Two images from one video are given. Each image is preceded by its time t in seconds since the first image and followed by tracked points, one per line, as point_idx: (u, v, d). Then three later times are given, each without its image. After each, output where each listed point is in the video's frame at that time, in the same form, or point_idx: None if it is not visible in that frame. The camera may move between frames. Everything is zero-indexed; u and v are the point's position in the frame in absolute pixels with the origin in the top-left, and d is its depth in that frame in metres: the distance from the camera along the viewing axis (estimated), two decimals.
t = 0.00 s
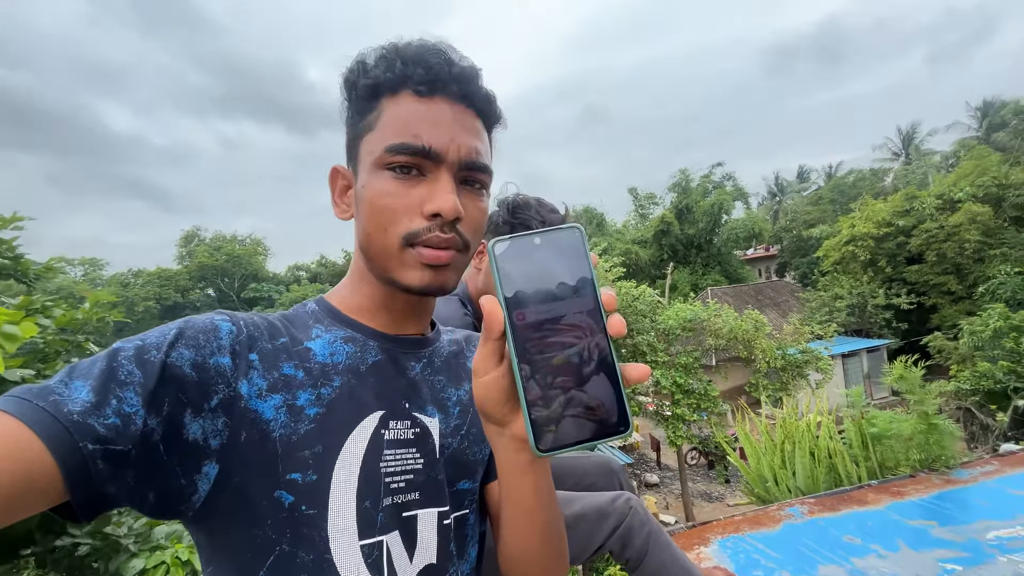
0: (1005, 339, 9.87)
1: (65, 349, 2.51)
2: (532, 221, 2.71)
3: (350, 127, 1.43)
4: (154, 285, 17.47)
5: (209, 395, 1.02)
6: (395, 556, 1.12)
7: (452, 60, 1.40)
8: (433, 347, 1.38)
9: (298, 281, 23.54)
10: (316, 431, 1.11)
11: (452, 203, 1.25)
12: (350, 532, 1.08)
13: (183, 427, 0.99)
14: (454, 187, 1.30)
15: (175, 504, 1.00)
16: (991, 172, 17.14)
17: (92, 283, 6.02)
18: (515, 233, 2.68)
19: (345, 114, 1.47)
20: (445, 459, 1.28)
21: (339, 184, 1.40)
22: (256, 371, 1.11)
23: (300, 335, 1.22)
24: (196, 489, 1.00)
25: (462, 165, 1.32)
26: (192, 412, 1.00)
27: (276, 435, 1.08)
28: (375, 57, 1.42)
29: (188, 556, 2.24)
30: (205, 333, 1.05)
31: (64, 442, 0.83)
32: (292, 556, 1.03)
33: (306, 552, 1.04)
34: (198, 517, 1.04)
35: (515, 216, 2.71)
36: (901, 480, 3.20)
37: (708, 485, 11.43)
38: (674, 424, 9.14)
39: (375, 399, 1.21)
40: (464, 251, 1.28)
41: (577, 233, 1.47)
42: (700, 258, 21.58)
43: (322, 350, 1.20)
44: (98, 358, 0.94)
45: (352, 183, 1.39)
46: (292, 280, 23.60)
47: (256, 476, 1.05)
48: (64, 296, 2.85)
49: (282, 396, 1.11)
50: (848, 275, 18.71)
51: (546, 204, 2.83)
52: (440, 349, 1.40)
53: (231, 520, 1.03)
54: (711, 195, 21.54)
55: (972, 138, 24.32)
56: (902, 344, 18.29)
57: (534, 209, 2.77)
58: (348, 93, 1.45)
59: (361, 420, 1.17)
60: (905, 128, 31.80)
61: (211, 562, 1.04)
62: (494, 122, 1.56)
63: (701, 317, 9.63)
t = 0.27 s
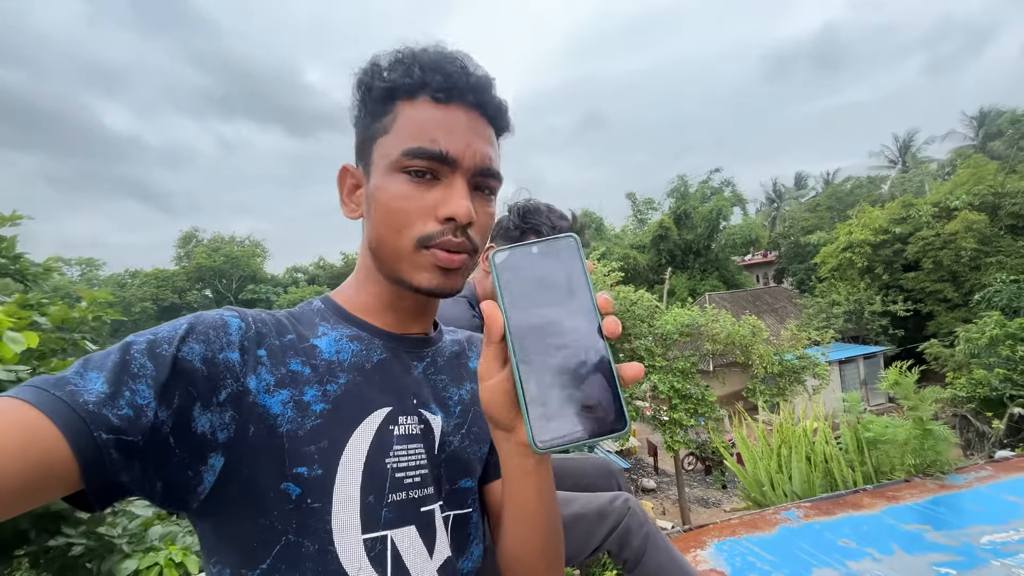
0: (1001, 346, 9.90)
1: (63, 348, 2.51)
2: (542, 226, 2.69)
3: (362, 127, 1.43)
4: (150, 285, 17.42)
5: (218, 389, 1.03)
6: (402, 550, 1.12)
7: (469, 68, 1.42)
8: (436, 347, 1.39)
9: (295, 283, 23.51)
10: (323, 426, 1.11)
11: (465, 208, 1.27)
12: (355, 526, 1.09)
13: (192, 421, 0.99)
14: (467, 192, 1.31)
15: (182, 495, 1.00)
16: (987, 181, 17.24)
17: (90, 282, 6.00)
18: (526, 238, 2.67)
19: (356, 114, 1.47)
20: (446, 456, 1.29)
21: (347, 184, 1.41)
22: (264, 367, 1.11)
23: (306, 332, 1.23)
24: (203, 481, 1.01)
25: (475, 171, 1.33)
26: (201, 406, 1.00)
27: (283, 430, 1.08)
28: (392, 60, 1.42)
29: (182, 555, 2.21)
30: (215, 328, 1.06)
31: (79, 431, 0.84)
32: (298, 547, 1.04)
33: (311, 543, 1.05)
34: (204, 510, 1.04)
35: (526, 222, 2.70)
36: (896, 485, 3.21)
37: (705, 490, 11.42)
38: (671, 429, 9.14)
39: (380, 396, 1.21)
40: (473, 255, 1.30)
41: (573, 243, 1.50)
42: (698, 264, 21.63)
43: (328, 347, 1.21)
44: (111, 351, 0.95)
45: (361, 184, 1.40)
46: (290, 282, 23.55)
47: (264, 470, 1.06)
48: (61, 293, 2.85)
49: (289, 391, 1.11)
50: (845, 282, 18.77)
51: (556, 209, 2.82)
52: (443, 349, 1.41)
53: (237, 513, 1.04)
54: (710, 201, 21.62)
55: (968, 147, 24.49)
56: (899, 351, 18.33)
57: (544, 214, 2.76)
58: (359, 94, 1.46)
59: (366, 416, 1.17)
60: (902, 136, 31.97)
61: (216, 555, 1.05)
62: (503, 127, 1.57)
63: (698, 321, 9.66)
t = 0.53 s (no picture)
0: (1001, 350, 9.89)
1: (63, 347, 2.54)
2: (549, 225, 2.69)
3: (390, 112, 1.35)
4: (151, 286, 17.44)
5: (217, 384, 1.03)
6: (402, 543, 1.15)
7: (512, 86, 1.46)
8: (436, 341, 1.40)
9: (297, 285, 23.59)
10: (323, 421, 1.12)
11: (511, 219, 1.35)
12: (357, 519, 1.10)
13: (192, 416, 1.00)
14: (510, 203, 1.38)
15: (183, 489, 1.02)
16: (988, 185, 17.25)
17: (91, 282, 6.02)
18: (533, 239, 2.65)
19: (386, 93, 1.37)
20: (445, 450, 1.30)
21: (375, 167, 1.31)
22: (263, 361, 1.11)
23: (306, 326, 1.23)
24: (204, 475, 1.02)
25: (515, 185, 1.41)
26: (200, 401, 1.01)
27: (283, 424, 1.09)
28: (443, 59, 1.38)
29: (180, 555, 2.33)
30: (213, 323, 1.07)
31: (74, 427, 0.85)
32: (299, 540, 1.06)
33: (311, 536, 1.06)
34: (204, 503, 1.06)
35: (534, 223, 2.68)
36: (895, 487, 3.22)
37: (705, 493, 11.41)
38: (671, 432, 9.15)
39: (380, 390, 1.22)
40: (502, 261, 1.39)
41: (677, 338, 1.51)
42: (699, 267, 21.65)
43: (329, 342, 1.21)
44: (108, 347, 0.96)
45: (392, 170, 1.32)
46: (291, 283, 23.60)
47: (264, 464, 1.06)
48: (62, 292, 2.87)
49: (289, 385, 1.12)
50: (845, 286, 18.76)
51: (563, 211, 2.81)
52: (444, 343, 1.42)
53: (239, 506, 1.05)
54: (710, 205, 21.66)
55: (969, 151, 24.52)
56: (899, 355, 18.33)
57: (551, 215, 2.76)
58: (399, 76, 1.36)
59: (367, 410, 1.18)
60: (902, 140, 32.00)
61: (219, 547, 1.07)
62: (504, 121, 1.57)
63: (698, 324, 9.66)
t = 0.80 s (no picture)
0: (999, 351, 9.89)
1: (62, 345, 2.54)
2: (539, 223, 2.68)
3: (393, 107, 1.35)
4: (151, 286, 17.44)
5: (206, 378, 1.04)
6: (393, 536, 1.17)
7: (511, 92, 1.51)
8: (427, 337, 1.41)
9: (297, 284, 23.61)
10: (315, 415, 1.13)
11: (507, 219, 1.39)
12: (348, 512, 1.12)
13: (181, 410, 1.01)
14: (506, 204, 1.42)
15: (174, 483, 1.03)
16: (987, 186, 17.23)
17: (90, 281, 6.03)
18: (523, 236, 2.66)
19: (388, 90, 1.37)
20: (434, 445, 1.31)
21: (377, 160, 1.31)
22: (254, 356, 1.12)
23: (298, 321, 1.23)
24: (195, 469, 1.03)
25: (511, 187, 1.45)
26: (189, 395, 1.02)
27: (274, 418, 1.10)
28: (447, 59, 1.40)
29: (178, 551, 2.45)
30: (202, 317, 1.07)
31: (60, 421, 0.86)
32: (289, 535, 1.07)
33: (302, 531, 1.07)
34: (192, 498, 1.07)
35: (524, 220, 2.68)
36: (890, 485, 3.22)
37: (703, 494, 11.41)
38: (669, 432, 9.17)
39: (371, 385, 1.23)
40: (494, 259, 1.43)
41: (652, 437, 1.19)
42: (699, 267, 21.65)
43: (321, 336, 1.22)
44: (95, 341, 0.97)
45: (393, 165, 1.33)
46: (291, 283, 23.64)
47: (255, 458, 1.07)
48: (60, 291, 2.88)
49: (280, 380, 1.13)
50: (845, 286, 18.75)
51: (554, 208, 2.80)
52: (433, 339, 1.43)
53: (230, 500, 1.06)
54: (710, 205, 21.67)
55: (969, 152, 24.51)
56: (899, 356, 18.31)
57: (542, 212, 2.76)
58: (403, 73, 1.37)
59: (359, 405, 1.19)
60: (902, 141, 31.99)
61: (209, 541, 1.08)
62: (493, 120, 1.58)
63: (697, 324, 9.67)
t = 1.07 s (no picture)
0: (997, 349, 9.91)
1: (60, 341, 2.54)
2: (531, 215, 2.66)
3: (402, 104, 1.35)
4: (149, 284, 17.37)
5: (215, 372, 1.05)
6: (400, 526, 1.19)
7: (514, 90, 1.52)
8: (432, 333, 1.41)
9: (295, 283, 23.59)
10: (323, 408, 1.14)
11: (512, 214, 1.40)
12: (355, 503, 1.13)
13: (188, 404, 1.01)
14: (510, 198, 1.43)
15: (182, 477, 1.03)
16: (986, 185, 17.26)
17: (89, 278, 6.01)
18: (515, 228, 2.65)
19: (397, 88, 1.37)
20: (437, 440, 1.32)
21: (386, 156, 1.32)
22: (261, 349, 1.13)
23: (305, 315, 1.24)
24: (202, 463, 1.03)
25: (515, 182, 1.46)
26: (197, 388, 1.02)
27: (282, 412, 1.11)
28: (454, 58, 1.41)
29: (180, 544, 2.38)
30: (210, 311, 1.08)
31: (70, 413, 0.86)
32: (298, 526, 1.08)
33: (311, 522, 1.09)
34: (199, 491, 1.07)
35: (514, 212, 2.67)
36: (887, 482, 3.24)
37: (702, 492, 11.43)
38: (668, 430, 9.19)
39: (377, 378, 1.24)
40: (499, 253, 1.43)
41: None
42: (698, 266, 21.67)
43: (329, 330, 1.23)
44: (104, 334, 0.98)
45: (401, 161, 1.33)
46: (290, 282, 23.62)
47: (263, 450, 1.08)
48: (59, 289, 2.88)
49: (288, 374, 1.14)
50: (844, 285, 18.78)
51: (546, 199, 2.79)
52: (437, 335, 1.44)
53: (238, 493, 1.07)
54: (709, 204, 21.68)
55: (968, 151, 24.53)
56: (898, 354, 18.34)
57: (533, 204, 2.74)
58: (412, 72, 1.38)
59: (365, 398, 1.20)
60: (901, 140, 32.01)
61: (216, 534, 1.09)
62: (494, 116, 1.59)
63: (696, 323, 9.68)
